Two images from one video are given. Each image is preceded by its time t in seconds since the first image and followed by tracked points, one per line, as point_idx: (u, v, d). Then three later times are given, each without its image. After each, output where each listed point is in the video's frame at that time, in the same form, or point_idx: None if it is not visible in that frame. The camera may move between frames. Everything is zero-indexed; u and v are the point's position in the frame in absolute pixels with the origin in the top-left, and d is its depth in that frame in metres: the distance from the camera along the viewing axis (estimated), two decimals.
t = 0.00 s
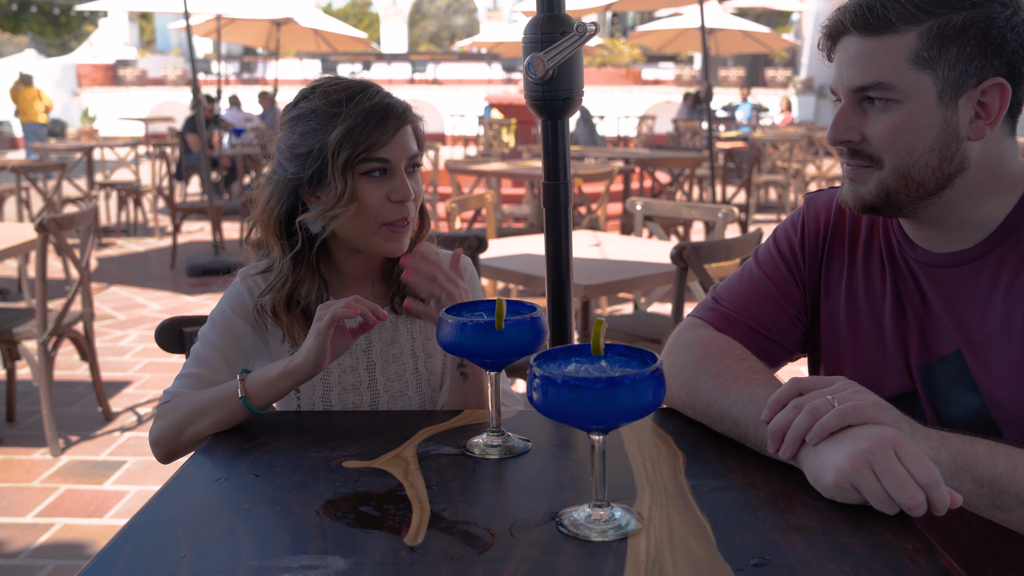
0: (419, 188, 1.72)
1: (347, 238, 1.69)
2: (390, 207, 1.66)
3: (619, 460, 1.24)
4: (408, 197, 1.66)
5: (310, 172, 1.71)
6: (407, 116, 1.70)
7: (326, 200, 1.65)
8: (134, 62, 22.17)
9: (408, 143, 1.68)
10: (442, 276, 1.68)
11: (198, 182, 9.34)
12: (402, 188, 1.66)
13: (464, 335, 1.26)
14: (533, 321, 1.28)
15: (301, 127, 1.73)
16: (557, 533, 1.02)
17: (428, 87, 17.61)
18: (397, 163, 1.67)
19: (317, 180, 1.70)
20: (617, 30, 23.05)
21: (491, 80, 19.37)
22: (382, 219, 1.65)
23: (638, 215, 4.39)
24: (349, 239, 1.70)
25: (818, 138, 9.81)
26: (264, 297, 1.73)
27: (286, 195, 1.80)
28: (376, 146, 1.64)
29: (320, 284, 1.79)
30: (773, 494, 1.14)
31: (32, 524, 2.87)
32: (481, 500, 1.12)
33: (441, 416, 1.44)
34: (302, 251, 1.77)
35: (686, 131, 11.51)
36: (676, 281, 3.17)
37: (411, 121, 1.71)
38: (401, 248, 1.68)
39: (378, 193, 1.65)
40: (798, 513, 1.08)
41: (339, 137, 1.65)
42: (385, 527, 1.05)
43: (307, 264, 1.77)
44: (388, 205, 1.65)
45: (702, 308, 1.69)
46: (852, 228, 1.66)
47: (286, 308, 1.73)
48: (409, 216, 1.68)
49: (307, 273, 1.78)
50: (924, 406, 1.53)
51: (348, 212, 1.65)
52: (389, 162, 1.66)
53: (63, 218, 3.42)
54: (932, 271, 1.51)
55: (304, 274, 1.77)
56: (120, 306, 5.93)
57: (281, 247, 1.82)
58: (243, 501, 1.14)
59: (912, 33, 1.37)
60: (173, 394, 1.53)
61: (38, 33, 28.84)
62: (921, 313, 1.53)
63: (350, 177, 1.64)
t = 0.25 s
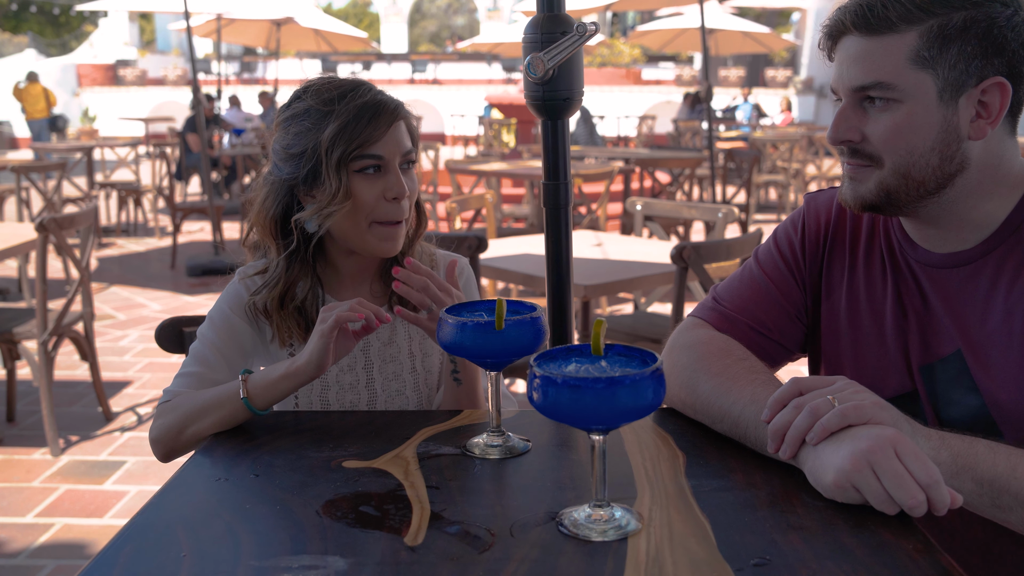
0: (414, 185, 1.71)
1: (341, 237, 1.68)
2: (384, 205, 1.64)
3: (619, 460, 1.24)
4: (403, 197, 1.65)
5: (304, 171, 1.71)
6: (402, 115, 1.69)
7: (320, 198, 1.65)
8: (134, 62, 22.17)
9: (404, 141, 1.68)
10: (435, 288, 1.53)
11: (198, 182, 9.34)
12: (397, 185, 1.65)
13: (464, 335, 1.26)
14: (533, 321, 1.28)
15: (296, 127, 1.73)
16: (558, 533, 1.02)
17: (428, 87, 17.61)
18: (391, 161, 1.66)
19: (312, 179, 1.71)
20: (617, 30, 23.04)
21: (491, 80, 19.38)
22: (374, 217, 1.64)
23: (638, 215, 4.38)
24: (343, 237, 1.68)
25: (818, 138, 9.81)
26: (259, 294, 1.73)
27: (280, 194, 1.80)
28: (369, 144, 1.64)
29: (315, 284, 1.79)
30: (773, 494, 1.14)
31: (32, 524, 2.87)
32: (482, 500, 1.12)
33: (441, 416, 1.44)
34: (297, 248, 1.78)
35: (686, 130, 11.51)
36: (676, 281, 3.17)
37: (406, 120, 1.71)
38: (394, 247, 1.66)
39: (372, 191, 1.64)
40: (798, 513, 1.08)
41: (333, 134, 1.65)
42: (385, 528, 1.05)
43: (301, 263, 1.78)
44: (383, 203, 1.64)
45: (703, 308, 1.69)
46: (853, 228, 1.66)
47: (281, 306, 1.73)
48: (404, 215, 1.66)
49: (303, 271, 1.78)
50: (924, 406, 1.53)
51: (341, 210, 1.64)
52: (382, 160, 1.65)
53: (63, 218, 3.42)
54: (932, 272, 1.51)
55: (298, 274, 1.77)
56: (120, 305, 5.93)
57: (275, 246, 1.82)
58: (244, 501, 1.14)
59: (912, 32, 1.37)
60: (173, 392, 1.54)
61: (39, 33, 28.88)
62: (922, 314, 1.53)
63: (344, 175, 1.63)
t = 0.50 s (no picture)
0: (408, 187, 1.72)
1: (337, 238, 1.69)
2: (380, 208, 1.65)
3: (619, 460, 1.24)
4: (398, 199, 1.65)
5: (300, 173, 1.72)
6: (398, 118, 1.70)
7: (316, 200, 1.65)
8: (134, 62, 22.18)
9: (399, 144, 1.68)
10: (418, 251, 1.54)
11: (198, 182, 9.34)
12: (392, 188, 1.65)
13: (464, 334, 1.26)
14: (533, 322, 1.28)
15: (290, 128, 1.73)
16: (558, 533, 1.02)
17: (429, 87, 17.60)
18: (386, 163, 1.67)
19: (308, 181, 1.71)
20: (618, 30, 23.05)
21: (491, 80, 19.37)
22: (369, 219, 1.64)
23: (638, 215, 4.38)
24: (338, 238, 1.69)
25: (818, 138, 9.80)
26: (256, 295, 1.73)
27: (275, 195, 1.80)
28: (365, 146, 1.64)
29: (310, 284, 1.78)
30: (773, 494, 1.14)
31: (32, 524, 2.87)
32: (481, 499, 1.12)
33: (440, 416, 1.44)
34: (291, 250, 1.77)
35: (687, 130, 11.51)
36: (676, 281, 3.17)
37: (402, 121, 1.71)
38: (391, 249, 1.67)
39: (368, 194, 1.64)
40: (798, 513, 1.08)
41: (329, 137, 1.65)
42: (385, 527, 1.05)
43: (294, 263, 1.77)
44: (378, 206, 1.65)
45: (703, 307, 1.66)
46: (852, 228, 1.65)
47: (276, 306, 1.72)
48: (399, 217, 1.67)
49: (297, 271, 1.77)
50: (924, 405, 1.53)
51: (337, 213, 1.64)
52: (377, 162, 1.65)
53: (63, 218, 3.41)
54: (933, 270, 1.51)
55: (292, 274, 1.76)
56: (120, 306, 5.93)
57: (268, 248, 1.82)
58: (243, 501, 1.14)
59: (920, 31, 1.36)
60: (171, 392, 1.54)
61: (39, 32, 28.97)
62: (923, 313, 1.53)
63: (339, 179, 1.64)
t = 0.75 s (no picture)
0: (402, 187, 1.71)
1: (332, 237, 1.69)
2: (372, 207, 1.65)
3: (619, 460, 1.24)
4: (390, 198, 1.65)
5: (293, 172, 1.72)
6: (392, 117, 1.69)
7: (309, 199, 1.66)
8: (134, 62, 22.19)
9: (392, 142, 1.67)
10: (404, 255, 1.53)
11: (198, 182, 9.35)
12: (384, 188, 1.65)
13: (463, 335, 1.26)
14: (532, 321, 1.28)
15: (284, 128, 1.74)
16: (558, 533, 1.02)
17: (429, 87, 17.61)
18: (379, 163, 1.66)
19: (300, 180, 1.71)
20: (617, 30, 23.06)
21: (491, 80, 19.38)
22: (362, 218, 1.65)
23: (638, 215, 4.38)
24: (333, 238, 1.69)
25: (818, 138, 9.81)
26: (250, 293, 1.73)
27: (269, 195, 1.81)
28: (358, 146, 1.64)
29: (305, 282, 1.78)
30: (773, 494, 1.14)
31: (32, 524, 2.87)
32: (482, 499, 1.12)
33: (439, 416, 1.44)
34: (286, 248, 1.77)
35: (686, 130, 11.52)
36: (676, 281, 3.17)
37: (395, 121, 1.71)
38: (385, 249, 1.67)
39: (360, 194, 1.64)
40: (798, 513, 1.08)
41: (322, 136, 1.65)
42: (385, 527, 1.05)
43: (290, 261, 1.77)
44: (370, 205, 1.64)
45: (702, 307, 1.66)
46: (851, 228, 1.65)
47: (271, 304, 1.72)
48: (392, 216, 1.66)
49: (291, 270, 1.77)
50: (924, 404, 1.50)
51: (329, 212, 1.64)
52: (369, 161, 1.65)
53: (63, 218, 3.41)
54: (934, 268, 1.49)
55: (287, 272, 1.76)
56: (120, 306, 5.93)
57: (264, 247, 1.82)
58: (243, 502, 1.14)
59: (962, 30, 1.28)
60: (170, 392, 1.54)
61: (39, 33, 29.00)
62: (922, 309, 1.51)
63: (331, 178, 1.64)
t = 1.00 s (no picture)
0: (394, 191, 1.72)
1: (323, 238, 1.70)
2: (363, 210, 1.65)
3: (618, 460, 1.24)
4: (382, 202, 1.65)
5: (287, 172, 1.72)
6: (387, 121, 1.69)
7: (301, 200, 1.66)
8: (134, 62, 22.20)
9: (387, 146, 1.68)
10: (409, 245, 1.54)
11: (198, 182, 9.35)
12: (376, 192, 1.65)
13: (464, 335, 1.26)
14: (532, 321, 1.28)
15: (280, 127, 1.74)
16: (558, 533, 1.02)
17: (429, 87, 17.61)
18: (373, 167, 1.67)
19: (294, 180, 1.72)
20: (617, 30, 23.07)
21: (491, 80, 19.38)
22: (354, 221, 1.65)
23: (638, 215, 4.38)
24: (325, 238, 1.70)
25: (818, 138, 9.81)
26: (244, 290, 1.73)
27: (263, 192, 1.81)
28: (352, 149, 1.64)
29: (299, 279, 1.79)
30: (773, 494, 1.14)
31: (32, 524, 2.87)
32: (482, 500, 1.12)
33: (438, 416, 1.44)
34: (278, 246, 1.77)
35: (686, 130, 11.52)
36: (676, 281, 3.17)
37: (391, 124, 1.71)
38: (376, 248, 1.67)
39: (352, 197, 1.65)
40: (798, 513, 1.08)
41: (316, 138, 1.65)
42: (385, 528, 1.05)
43: (283, 259, 1.77)
44: (361, 208, 1.65)
45: (703, 307, 1.66)
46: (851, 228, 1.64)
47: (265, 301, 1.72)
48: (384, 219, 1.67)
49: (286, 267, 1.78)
50: (923, 404, 1.50)
51: (320, 215, 1.65)
52: (362, 165, 1.65)
53: (63, 218, 3.41)
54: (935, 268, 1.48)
55: (281, 269, 1.77)
56: (120, 306, 5.93)
57: (258, 244, 1.83)
58: (243, 502, 1.14)
59: (978, 32, 1.27)
60: (169, 393, 1.54)
61: (38, 33, 29.03)
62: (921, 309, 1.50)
63: (324, 180, 1.64)
